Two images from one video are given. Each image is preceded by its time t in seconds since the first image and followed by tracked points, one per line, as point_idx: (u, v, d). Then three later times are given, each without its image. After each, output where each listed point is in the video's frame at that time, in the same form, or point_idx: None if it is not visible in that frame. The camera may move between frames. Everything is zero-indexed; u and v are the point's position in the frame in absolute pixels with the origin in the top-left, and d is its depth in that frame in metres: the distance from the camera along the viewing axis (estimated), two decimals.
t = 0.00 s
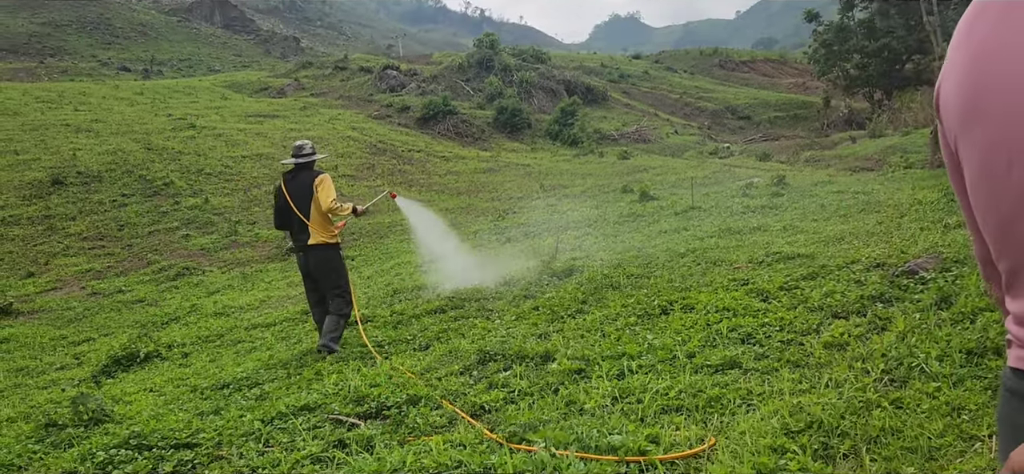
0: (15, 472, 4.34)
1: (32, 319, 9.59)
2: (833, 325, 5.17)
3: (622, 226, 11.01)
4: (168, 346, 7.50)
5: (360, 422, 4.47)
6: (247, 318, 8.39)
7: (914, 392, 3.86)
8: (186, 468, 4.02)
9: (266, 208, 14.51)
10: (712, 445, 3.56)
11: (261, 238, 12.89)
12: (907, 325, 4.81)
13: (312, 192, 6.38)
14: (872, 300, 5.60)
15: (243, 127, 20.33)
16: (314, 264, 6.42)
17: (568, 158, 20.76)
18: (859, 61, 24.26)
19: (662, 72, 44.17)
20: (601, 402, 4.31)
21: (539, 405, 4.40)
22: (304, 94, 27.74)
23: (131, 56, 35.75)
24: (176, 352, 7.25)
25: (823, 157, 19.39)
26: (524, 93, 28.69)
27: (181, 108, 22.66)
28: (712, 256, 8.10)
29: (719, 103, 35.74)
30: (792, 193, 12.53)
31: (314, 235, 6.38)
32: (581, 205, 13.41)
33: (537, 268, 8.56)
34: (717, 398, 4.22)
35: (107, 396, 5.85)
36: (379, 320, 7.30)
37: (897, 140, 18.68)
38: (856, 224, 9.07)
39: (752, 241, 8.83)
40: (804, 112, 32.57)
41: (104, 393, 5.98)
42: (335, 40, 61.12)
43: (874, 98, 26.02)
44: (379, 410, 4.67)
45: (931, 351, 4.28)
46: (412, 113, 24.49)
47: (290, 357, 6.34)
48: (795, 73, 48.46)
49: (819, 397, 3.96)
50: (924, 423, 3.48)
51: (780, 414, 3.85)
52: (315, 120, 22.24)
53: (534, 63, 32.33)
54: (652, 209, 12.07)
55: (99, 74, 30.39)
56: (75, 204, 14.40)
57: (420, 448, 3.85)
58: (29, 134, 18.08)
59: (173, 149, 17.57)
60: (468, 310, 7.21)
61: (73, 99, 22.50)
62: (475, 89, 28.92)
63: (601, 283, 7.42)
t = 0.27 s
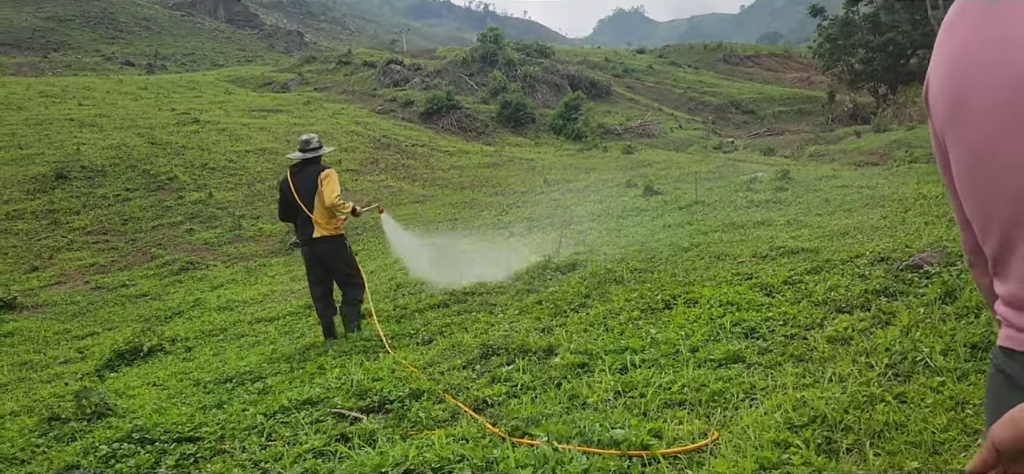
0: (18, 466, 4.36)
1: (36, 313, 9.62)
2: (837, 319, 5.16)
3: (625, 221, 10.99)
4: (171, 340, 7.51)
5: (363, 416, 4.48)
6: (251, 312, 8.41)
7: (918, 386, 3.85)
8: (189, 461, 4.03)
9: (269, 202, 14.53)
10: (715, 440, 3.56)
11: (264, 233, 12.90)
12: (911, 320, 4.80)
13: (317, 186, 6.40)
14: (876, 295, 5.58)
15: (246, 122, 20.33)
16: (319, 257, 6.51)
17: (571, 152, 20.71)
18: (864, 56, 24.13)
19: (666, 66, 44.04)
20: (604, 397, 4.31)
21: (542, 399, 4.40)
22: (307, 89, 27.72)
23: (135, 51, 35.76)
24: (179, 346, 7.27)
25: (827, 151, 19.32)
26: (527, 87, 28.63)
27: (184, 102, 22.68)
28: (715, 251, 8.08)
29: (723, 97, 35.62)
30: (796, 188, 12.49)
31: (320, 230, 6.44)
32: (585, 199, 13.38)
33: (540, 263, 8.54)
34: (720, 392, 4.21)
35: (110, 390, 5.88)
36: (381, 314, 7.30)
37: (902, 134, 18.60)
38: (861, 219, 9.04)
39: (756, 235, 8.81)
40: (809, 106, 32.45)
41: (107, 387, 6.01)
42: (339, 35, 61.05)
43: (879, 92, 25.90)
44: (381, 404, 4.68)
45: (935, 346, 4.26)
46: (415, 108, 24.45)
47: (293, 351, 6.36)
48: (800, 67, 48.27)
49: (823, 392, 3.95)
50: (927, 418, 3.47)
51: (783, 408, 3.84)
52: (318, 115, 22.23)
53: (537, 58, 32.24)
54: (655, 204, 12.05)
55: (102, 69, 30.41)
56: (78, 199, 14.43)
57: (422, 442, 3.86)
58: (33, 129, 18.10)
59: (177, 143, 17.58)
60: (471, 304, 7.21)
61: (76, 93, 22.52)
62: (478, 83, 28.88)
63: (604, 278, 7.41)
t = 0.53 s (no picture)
0: (26, 458, 4.39)
1: (44, 307, 9.68)
2: (843, 316, 5.14)
3: (631, 217, 10.97)
4: (178, 335, 7.55)
5: (368, 411, 4.49)
6: (257, 306, 8.45)
7: (924, 383, 3.83)
8: (195, 455, 4.06)
9: (276, 197, 14.58)
10: (721, 436, 3.56)
11: (271, 228, 12.94)
12: (918, 316, 4.78)
13: (331, 180, 6.40)
14: (883, 291, 5.56)
15: (253, 117, 20.38)
16: (330, 250, 6.52)
17: (578, 148, 20.68)
18: (872, 52, 23.99)
19: (673, 62, 43.89)
20: (609, 392, 4.31)
21: (548, 394, 4.40)
22: (314, 84, 27.75)
23: (142, 46, 35.85)
24: (186, 340, 7.31)
25: (835, 147, 19.23)
26: (534, 82, 28.58)
27: (191, 97, 22.74)
28: (721, 247, 8.06)
29: (730, 93, 35.49)
30: (803, 184, 12.44)
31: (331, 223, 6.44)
32: (591, 195, 13.37)
33: (545, 258, 8.54)
34: (725, 388, 4.21)
35: (117, 383, 5.92)
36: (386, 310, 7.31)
37: (910, 131, 18.49)
38: (868, 215, 9.01)
39: (763, 231, 8.79)
40: (816, 102, 32.29)
41: (114, 380, 6.05)
42: (345, 30, 61.08)
43: (886, 88, 25.75)
44: (387, 399, 4.69)
45: (942, 342, 4.24)
46: (421, 103, 24.46)
47: (299, 345, 6.38)
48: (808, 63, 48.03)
49: (829, 388, 3.94)
50: (934, 414, 3.45)
51: (789, 405, 3.83)
52: (325, 110, 22.26)
53: (543, 53, 32.17)
54: (661, 200, 12.03)
55: (110, 64, 30.52)
56: (86, 193, 14.50)
57: (428, 436, 3.87)
58: (40, 123, 18.18)
59: (184, 138, 17.64)
60: (476, 300, 7.21)
61: (84, 88, 22.60)
62: (485, 78, 28.87)
63: (610, 274, 7.41)
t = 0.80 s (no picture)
0: (36, 452, 4.42)
1: (53, 302, 9.74)
2: (851, 314, 5.12)
3: (639, 215, 10.95)
4: (186, 330, 7.59)
5: (376, 407, 4.51)
6: (264, 302, 8.49)
7: (933, 382, 3.81)
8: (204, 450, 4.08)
9: (283, 194, 14.63)
10: (728, 433, 3.55)
11: (278, 224, 12.99)
12: (927, 314, 4.75)
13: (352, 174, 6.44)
14: (892, 289, 5.53)
15: (260, 113, 20.44)
16: (347, 244, 6.55)
17: (585, 146, 20.65)
18: (881, 49, 23.85)
19: (681, 60, 43.76)
20: (617, 389, 4.31)
21: (554, 391, 4.40)
22: (321, 81, 27.81)
23: (151, 43, 36.00)
24: (194, 336, 7.34)
25: (843, 146, 19.13)
26: (541, 80, 28.55)
27: (199, 94, 22.82)
28: (729, 245, 8.04)
29: (738, 91, 35.34)
30: (811, 182, 12.39)
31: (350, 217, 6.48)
32: (598, 192, 13.35)
33: (552, 255, 8.54)
34: (733, 386, 4.20)
35: (126, 378, 5.96)
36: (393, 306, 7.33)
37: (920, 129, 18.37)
38: (876, 213, 8.96)
39: (770, 229, 8.76)
40: (825, 100, 32.13)
41: (123, 376, 6.09)
42: (353, 27, 61.16)
43: (896, 86, 25.60)
44: (394, 394, 4.71)
45: (951, 341, 4.21)
46: (428, 100, 24.47)
47: (306, 341, 6.41)
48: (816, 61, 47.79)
49: (837, 386, 3.93)
50: (942, 413, 3.44)
51: (797, 403, 3.82)
52: (332, 107, 22.30)
53: (551, 50, 32.14)
54: (668, 198, 12.00)
55: (119, 61, 30.65)
56: (95, 189, 14.58)
57: (435, 432, 3.88)
58: (50, 120, 18.28)
59: (192, 135, 17.71)
60: (483, 297, 7.22)
61: (93, 85, 22.71)
62: (492, 76, 28.87)
63: (617, 271, 7.40)
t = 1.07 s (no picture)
0: (40, 450, 4.43)
1: (56, 300, 9.76)
2: (853, 314, 5.12)
3: (641, 214, 10.95)
4: (189, 329, 7.61)
5: (378, 406, 4.52)
6: (267, 301, 8.51)
7: (936, 382, 3.81)
8: (207, 448, 4.09)
9: (285, 193, 14.65)
10: (730, 433, 3.56)
11: (281, 223, 13.01)
12: (929, 315, 4.75)
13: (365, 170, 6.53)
14: (894, 290, 5.53)
15: (263, 113, 20.46)
16: (361, 239, 6.66)
17: (587, 146, 20.65)
18: (884, 49, 23.83)
19: (683, 60, 43.74)
20: (619, 389, 4.31)
21: (557, 391, 4.41)
22: (324, 81, 27.82)
23: (153, 42, 36.02)
24: (197, 334, 7.36)
25: (846, 146, 19.10)
26: (543, 80, 28.55)
27: (202, 93, 22.84)
28: (731, 245, 8.04)
29: (740, 91, 35.32)
30: (814, 182, 12.37)
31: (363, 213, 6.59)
32: (600, 192, 13.35)
33: (554, 255, 8.54)
34: (735, 386, 4.20)
35: (129, 376, 5.98)
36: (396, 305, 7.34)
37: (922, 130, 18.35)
38: (878, 214, 8.96)
39: (772, 229, 8.76)
40: (827, 101, 32.10)
41: (126, 374, 6.10)
42: (355, 27, 61.19)
43: (898, 87, 25.57)
44: (397, 394, 4.72)
45: (953, 341, 4.21)
46: (430, 100, 24.47)
47: (309, 340, 6.42)
48: (819, 61, 47.75)
49: (839, 386, 3.93)
50: (945, 413, 3.44)
51: (800, 403, 3.82)
52: (334, 106, 22.32)
53: (553, 50, 32.13)
54: (670, 198, 12.00)
55: (121, 60, 30.67)
56: (97, 188, 14.60)
57: (437, 431, 3.88)
58: (53, 118, 18.30)
59: (194, 134, 17.73)
60: (485, 296, 7.23)
61: (96, 84, 22.73)
62: (494, 76, 28.89)
63: (619, 271, 7.40)
